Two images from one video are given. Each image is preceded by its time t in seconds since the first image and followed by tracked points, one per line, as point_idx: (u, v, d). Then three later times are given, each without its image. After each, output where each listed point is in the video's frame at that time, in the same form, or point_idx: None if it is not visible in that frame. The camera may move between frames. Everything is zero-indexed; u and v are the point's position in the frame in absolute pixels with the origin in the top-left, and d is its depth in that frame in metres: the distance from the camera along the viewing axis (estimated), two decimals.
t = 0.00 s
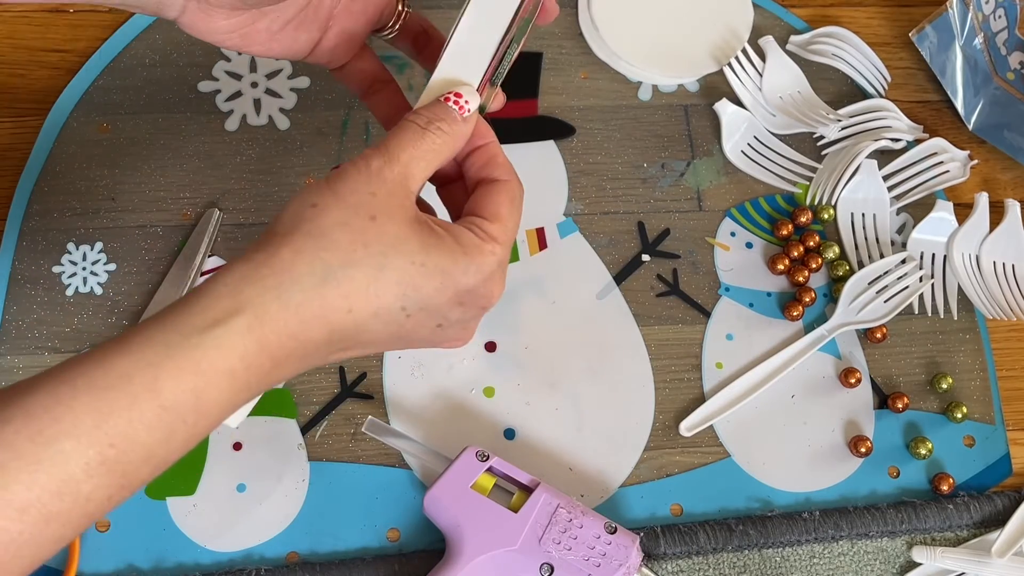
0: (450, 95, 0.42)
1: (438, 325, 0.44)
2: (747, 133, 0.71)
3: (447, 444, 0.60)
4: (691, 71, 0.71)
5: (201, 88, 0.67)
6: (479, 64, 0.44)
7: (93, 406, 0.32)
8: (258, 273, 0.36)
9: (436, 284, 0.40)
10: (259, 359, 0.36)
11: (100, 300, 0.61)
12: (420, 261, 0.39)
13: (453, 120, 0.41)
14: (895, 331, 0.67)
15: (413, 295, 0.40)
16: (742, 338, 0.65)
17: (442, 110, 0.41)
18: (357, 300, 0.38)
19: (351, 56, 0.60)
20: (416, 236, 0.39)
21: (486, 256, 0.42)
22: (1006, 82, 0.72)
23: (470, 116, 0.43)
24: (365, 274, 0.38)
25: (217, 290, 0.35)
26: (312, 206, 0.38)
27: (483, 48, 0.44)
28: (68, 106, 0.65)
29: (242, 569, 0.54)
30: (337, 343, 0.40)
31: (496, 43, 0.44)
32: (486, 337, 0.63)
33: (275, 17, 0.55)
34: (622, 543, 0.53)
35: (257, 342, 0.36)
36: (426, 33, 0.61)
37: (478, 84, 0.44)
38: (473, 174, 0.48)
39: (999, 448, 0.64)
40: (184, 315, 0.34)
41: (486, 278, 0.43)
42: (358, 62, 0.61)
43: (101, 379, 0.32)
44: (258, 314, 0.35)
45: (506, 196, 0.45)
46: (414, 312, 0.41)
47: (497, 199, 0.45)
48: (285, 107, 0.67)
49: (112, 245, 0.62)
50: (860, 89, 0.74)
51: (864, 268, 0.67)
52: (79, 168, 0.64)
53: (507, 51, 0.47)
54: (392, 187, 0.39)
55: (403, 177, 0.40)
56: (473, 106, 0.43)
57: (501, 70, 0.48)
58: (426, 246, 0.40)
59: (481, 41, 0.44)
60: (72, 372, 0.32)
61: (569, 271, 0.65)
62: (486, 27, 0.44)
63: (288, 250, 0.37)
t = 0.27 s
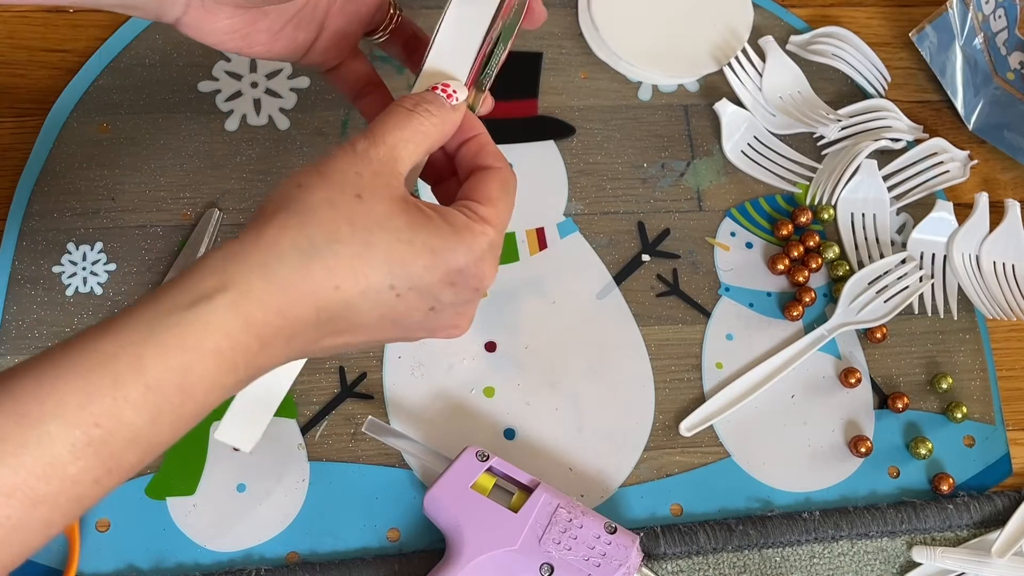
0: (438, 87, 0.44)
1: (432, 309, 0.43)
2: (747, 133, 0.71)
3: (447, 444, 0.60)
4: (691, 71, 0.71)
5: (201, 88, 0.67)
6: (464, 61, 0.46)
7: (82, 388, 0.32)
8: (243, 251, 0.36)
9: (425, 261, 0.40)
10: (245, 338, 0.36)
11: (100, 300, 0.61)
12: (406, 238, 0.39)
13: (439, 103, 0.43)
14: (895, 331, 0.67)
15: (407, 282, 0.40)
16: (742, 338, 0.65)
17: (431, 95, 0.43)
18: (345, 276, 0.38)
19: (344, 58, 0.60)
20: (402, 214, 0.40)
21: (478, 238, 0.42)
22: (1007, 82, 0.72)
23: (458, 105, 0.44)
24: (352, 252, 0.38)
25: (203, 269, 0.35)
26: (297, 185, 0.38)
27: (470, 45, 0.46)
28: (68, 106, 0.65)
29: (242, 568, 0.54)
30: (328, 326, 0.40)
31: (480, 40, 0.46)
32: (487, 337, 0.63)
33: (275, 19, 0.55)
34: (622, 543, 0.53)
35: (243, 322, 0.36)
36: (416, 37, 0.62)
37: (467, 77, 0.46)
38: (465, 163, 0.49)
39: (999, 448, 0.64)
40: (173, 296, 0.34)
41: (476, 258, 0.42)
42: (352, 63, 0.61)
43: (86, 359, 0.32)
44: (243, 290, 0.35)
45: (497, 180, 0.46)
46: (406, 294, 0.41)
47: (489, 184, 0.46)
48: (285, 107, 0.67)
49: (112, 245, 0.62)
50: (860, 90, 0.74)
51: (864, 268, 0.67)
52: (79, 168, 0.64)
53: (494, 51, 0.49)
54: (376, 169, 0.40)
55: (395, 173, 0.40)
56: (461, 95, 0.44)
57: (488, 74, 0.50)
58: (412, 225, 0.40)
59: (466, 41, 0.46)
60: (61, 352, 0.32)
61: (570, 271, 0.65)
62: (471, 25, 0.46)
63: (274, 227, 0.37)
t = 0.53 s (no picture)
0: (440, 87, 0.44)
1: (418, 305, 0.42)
2: (747, 133, 0.71)
3: (447, 444, 0.60)
4: (691, 70, 0.71)
5: (201, 88, 0.67)
6: (466, 62, 0.46)
7: (76, 385, 0.32)
8: (242, 246, 0.35)
9: (414, 260, 0.39)
10: (235, 332, 0.35)
11: (100, 300, 0.61)
12: (402, 236, 0.39)
13: (442, 106, 0.42)
14: (896, 331, 0.67)
15: (394, 278, 0.39)
16: (742, 338, 0.65)
17: (433, 97, 0.42)
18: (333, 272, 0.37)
19: (343, 60, 0.60)
20: (395, 210, 0.39)
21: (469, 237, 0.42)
22: (1007, 82, 0.72)
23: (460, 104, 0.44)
24: (341, 248, 0.37)
25: (193, 262, 0.35)
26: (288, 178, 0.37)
27: (472, 43, 0.46)
28: (68, 106, 0.65)
29: (242, 568, 0.54)
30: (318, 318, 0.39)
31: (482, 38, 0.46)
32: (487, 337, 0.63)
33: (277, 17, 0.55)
34: (622, 543, 0.53)
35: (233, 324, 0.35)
36: (413, 45, 0.63)
37: (470, 75, 0.46)
38: (468, 163, 0.48)
39: (999, 448, 0.64)
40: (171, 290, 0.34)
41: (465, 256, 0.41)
42: (350, 67, 0.60)
43: (79, 353, 0.32)
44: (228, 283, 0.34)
45: (498, 180, 0.46)
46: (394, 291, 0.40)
47: (487, 185, 0.45)
48: (285, 107, 0.67)
49: (112, 245, 0.62)
50: (860, 90, 0.74)
51: (864, 268, 0.67)
52: (79, 168, 0.64)
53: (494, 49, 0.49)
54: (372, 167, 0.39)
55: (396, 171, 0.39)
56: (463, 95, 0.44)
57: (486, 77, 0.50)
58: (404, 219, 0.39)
59: (467, 42, 0.46)
60: (50, 345, 0.32)
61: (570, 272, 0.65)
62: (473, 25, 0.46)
63: (263, 221, 0.36)
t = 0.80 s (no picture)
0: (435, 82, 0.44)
1: (401, 288, 0.41)
2: (747, 133, 0.71)
3: (447, 444, 0.60)
4: (691, 70, 0.71)
5: (201, 88, 0.67)
6: (462, 55, 0.46)
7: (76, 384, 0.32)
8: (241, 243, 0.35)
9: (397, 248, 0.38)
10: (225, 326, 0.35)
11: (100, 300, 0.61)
12: (402, 236, 0.38)
13: (432, 99, 0.42)
14: (896, 331, 0.67)
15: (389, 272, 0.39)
16: (742, 338, 0.65)
17: (425, 92, 0.42)
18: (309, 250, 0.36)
19: (341, 62, 0.59)
20: (371, 190, 0.38)
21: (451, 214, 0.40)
22: (1006, 81, 0.72)
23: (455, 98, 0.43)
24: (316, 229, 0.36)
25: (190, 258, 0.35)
26: (268, 162, 0.37)
27: (469, 37, 0.46)
28: (68, 106, 0.65)
29: (242, 568, 0.54)
30: (298, 301, 0.38)
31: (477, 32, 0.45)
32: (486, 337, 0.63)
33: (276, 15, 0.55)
34: (622, 543, 0.53)
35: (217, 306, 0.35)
36: (409, 49, 0.62)
37: (467, 71, 0.46)
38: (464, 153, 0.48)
39: (999, 448, 0.64)
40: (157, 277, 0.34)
41: (446, 233, 0.40)
42: (347, 68, 0.60)
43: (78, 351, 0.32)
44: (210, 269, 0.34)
45: (490, 166, 0.44)
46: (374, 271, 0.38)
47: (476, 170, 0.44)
48: (285, 107, 0.67)
49: (112, 245, 0.62)
50: (860, 90, 0.74)
51: (864, 268, 0.67)
52: (79, 168, 0.64)
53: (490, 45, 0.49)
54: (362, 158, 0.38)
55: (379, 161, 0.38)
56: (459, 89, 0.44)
57: (483, 76, 0.50)
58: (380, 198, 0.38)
59: (464, 34, 0.46)
60: (46, 339, 0.32)
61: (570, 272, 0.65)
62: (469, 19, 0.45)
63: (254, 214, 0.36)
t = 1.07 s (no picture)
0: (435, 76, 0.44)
1: (407, 277, 0.40)
2: (747, 133, 0.71)
3: (448, 444, 0.60)
4: (691, 70, 0.71)
5: (201, 88, 0.67)
6: (462, 47, 0.46)
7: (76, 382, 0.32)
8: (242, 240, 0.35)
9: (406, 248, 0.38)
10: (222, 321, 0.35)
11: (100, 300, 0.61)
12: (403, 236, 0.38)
13: (436, 91, 0.42)
14: (895, 331, 0.67)
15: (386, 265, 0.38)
16: (742, 338, 0.65)
17: (428, 84, 0.42)
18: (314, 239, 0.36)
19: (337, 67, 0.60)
20: (373, 188, 0.37)
21: (455, 202, 0.39)
22: (1006, 81, 0.72)
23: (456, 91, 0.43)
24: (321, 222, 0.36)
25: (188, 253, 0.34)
26: (267, 160, 0.37)
27: (469, 27, 0.46)
28: (68, 106, 0.65)
29: (242, 568, 0.54)
30: (297, 297, 0.38)
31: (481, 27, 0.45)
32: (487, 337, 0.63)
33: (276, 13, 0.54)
34: (622, 543, 0.53)
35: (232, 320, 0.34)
36: (402, 61, 0.64)
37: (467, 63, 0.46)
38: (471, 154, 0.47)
39: (998, 448, 0.64)
40: (159, 270, 0.33)
41: (451, 221, 0.39)
42: (343, 73, 0.60)
43: (75, 349, 0.32)
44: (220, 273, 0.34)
45: (496, 159, 0.44)
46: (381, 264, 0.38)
47: (485, 163, 0.43)
48: (285, 107, 0.67)
49: (112, 245, 0.62)
50: (860, 90, 0.74)
51: (864, 268, 0.67)
52: (79, 168, 0.64)
53: (491, 41, 0.49)
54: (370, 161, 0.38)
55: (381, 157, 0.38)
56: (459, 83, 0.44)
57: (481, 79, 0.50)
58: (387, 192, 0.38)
59: (464, 25, 0.46)
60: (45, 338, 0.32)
61: (570, 272, 0.65)
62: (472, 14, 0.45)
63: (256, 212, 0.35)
